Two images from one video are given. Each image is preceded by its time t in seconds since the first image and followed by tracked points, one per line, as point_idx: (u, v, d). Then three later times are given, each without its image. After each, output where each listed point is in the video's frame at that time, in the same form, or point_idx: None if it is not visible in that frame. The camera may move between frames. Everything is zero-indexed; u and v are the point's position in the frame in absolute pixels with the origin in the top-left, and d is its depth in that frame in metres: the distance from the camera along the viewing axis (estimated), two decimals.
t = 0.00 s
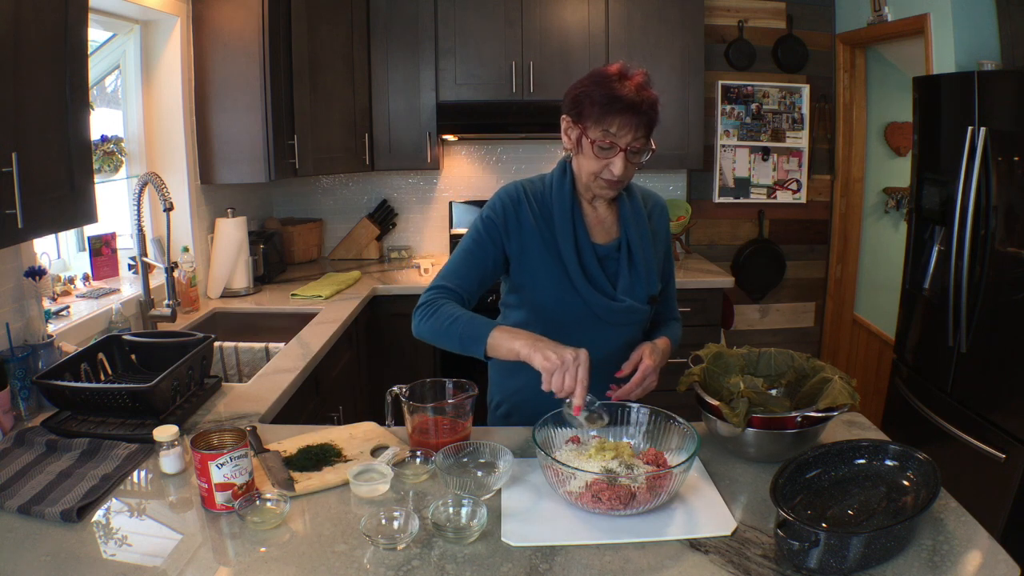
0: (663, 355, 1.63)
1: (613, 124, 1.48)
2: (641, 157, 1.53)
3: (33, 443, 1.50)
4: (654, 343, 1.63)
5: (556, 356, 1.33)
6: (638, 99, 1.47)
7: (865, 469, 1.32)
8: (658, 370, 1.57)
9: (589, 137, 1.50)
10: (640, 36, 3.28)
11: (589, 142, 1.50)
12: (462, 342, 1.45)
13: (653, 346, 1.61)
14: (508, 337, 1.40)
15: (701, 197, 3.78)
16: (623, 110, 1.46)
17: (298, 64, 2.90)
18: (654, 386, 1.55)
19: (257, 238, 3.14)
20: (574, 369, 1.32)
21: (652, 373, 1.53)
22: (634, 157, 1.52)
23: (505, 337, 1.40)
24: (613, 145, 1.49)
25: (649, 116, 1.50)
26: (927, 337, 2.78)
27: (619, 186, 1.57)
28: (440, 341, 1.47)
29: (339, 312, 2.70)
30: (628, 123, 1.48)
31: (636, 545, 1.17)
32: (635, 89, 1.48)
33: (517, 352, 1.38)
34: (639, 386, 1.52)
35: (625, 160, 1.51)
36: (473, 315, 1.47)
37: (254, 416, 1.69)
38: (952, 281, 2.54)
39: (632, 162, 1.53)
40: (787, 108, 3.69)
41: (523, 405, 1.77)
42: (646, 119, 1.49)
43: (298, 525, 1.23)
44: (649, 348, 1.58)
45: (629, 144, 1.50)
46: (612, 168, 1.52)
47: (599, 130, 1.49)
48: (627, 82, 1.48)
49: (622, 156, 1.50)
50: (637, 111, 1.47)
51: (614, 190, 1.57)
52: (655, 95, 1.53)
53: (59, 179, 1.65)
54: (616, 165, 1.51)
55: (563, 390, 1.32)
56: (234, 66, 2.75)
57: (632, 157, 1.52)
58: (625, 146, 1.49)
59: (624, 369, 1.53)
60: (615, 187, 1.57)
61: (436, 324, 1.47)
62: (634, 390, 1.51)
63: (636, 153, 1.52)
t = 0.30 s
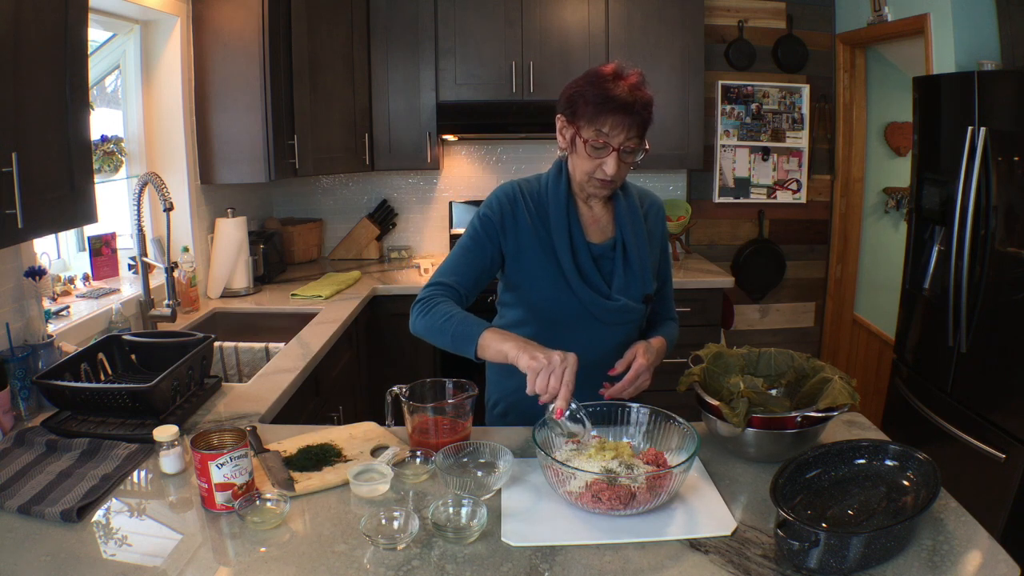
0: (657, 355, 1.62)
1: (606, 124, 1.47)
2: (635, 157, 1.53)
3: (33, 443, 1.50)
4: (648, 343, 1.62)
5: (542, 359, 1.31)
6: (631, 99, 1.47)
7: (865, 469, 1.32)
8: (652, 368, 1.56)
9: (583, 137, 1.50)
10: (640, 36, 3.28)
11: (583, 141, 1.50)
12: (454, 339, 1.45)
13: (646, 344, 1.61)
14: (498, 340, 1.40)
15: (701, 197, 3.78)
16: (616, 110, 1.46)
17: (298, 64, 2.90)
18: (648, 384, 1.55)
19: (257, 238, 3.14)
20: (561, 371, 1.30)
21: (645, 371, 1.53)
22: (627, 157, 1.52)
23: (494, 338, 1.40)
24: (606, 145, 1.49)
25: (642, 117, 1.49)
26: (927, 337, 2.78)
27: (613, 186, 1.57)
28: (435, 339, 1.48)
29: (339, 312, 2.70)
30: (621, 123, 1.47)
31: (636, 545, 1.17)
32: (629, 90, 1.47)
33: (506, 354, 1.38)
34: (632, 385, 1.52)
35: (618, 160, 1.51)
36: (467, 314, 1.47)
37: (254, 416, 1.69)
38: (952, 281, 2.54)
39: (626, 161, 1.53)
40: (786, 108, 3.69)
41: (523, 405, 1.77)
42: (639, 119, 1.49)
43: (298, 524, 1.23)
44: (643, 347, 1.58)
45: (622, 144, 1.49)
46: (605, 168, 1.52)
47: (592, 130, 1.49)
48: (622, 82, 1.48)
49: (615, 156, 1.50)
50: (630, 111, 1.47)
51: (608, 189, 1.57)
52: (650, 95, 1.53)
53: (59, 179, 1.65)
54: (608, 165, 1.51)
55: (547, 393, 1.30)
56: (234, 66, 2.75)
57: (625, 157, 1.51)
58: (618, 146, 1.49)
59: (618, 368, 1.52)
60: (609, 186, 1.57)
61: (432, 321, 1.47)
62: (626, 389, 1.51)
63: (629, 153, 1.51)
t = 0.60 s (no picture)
0: (662, 354, 1.62)
1: (610, 124, 1.47)
2: (639, 156, 1.54)
3: (33, 443, 1.50)
4: (654, 342, 1.62)
5: (579, 351, 1.33)
6: (636, 99, 1.47)
7: (865, 469, 1.32)
8: (658, 368, 1.56)
9: (587, 137, 1.51)
10: (640, 36, 3.28)
11: (587, 141, 1.50)
12: (477, 340, 1.45)
13: (651, 343, 1.60)
14: (529, 336, 1.41)
15: (701, 197, 3.78)
16: (621, 109, 1.46)
17: (299, 63, 2.90)
18: (654, 384, 1.56)
19: (257, 238, 3.14)
20: (602, 361, 1.32)
21: (651, 371, 1.54)
22: (631, 156, 1.52)
23: (525, 335, 1.41)
24: (610, 145, 1.49)
25: (646, 116, 1.50)
26: (927, 337, 2.78)
27: (616, 185, 1.57)
28: (453, 340, 1.47)
29: (339, 312, 2.70)
30: (626, 123, 1.48)
31: (636, 545, 1.17)
32: (633, 89, 1.48)
33: (540, 348, 1.39)
34: (639, 383, 1.53)
35: (622, 159, 1.51)
36: (489, 313, 1.47)
37: (254, 416, 1.69)
38: (952, 281, 2.54)
39: (629, 161, 1.53)
40: (786, 108, 3.69)
41: (522, 405, 1.77)
42: (643, 119, 1.49)
43: (298, 524, 1.23)
44: (650, 346, 1.58)
45: (626, 143, 1.50)
46: (609, 168, 1.52)
47: (596, 130, 1.49)
48: (626, 81, 1.48)
49: (619, 155, 1.50)
50: (634, 111, 1.47)
51: (612, 189, 1.58)
52: (653, 94, 1.53)
53: (59, 179, 1.65)
54: (613, 165, 1.52)
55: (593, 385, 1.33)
56: (234, 66, 2.75)
57: (629, 157, 1.52)
58: (622, 145, 1.49)
59: (624, 368, 1.52)
60: (613, 185, 1.57)
61: (449, 322, 1.46)
62: (634, 388, 1.52)
63: (633, 153, 1.52)
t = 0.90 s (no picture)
0: (666, 355, 1.61)
1: (606, 124, 1.47)
2: (634, 158, 1.53)
3: (33, 443, 1.50)
4: (658, 342, 1.62)
5: (599, 365, 1.32)
6: (633, 99, 1.47)
7: (864, 469, 1.32)
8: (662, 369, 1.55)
9: (583, 136, 1.51)
10: (640, 36, 3.28)
11: (583, 140, 1.50)
12: (497, 352, 1.43)
13: (656, 343, 1.61)
14: (548, 351, 1.38)
15: (701, 197, 3.78)
16: (617, 109, 1.46)
17: (299, 63, 2.90)
18: (659, 384, 1.54)
19: (257, 238, 3.14)
20: (624, 373, 1.31)
21: (656, 371, 1.52)
22: (627, 157, 1.52)
23: (545, 348, 1.39)
24: (605, 144, 1.49)
25: (643, 117, 1.49)
26: (927, 337, 2.78)
27: (613, 186, 1.57)
28: (474, 350, 1.46)
29: (339, 312, 2.70)
30: (622, 123, 1.47)
31: (637, 546, 1.17)
32: (631, 89, 1.47)
33: (560, 363, 1.36)
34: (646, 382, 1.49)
35: (617, 160, 1.51)
36: (509, 325, 1.45)
37: (254, 416, 1.69)
38: (952, 281, 2.54)
39: (626, 162, 1.53)
40: (787, 108, 3.69)
41: (523, 405, 1.77)
42: (640, 119, 1.49)
43: (298, 524, 1.23)
44: (654, 347, 1.58)
45: (622, 143, 1.49)
46: (605, 168, 1.52)
47: (592, 129, 1.49)
48: (624, 81, 1.48)
49: (614, 155, 1.50)
50: (630, 111, 1.47)
51: (609, 189, 1.57)
52: (653, 95, 1.52)
53: (59, 179, 1.65)
54: (607, 165, 1.51)
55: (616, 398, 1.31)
56: (234, 66, 2.75)
57: (625, 157, 1.51)
58: (618, 145, 1.49)
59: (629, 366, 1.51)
60: (610, 186, 1.57)
61: (470, 331, 1.45)
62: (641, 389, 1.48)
63: (629, 153, 1.51)
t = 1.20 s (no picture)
0: (666, 357, 1.63)
1: (587, 122, 1.48)
2: (619, 159, 1.52)
3: (33, 443, 1.50)
4: (658, 345, 1.63)
5: (566, 357, 1.32)
6: (617, 99, 1.46)
7: (865, 469, 1.32)
8: (662, 371, 1.56)
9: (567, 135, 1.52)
10: (640, 36, 3.28)
11: (566, 138, 1.52)
12: (471, 347, 1.44)
13: (657, 346, 1.61)
14: (518, 347, 1.40)
15: (701, 197, 3.78)
16: (599, 108, 1.46)
17: (299, 63, 2.90)
18: (658, 388, 1.55)
19: (257, 238, 3.14)
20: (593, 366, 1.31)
21: (655, 374, 1.53)
22: (609, 157, 1.51)
23: (514, 346, 1.40)
24: (586, 144, 1.50)
25: (628, 118, 1.48)
26: (927, 337, 2.78)
27: (599, 186, 1.56)
28: (450, 343, 1.46)
29: (339, 312, 2.70)
30: (603, 122, 1.47)
31: (636, 546, 1.17)
32: (617, 89, 1.47)
33: (526, 362, 1.37)
34: (643, 387, 1.51)
35: (599, 159, 1.51)
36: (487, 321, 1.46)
37: (254, 416, 1.69)
38: (952, 281, 2.54)
39: (611, 162, 1.52)
40: (787, 108, 3.69)
41: (524, 405, 1.77)
42: (625, 119, 1.47)
43: (298, 524, 1.23)
44: (654, 350, 1.59)
45: (604, 143, 1.49)
46: (587, 167, 1.52)
47: (575, 128, 1.50)
48: (613, 81, 1.48)
49: (595, 155, 1.50)
50: (613, 111, 1.46)
51: (596, 190, 1.57)
52: (647, 97, 1.50)
53: (59, 179, 1.65)
54: (589, 164, 1.51)
55: (583, 387, 1.29)
56: (234, 66, 2.75)
57: (608, 157, 1.51)
58: (599, 145, 1.49)
59: (630, 370, 1.52)
60: (596, 187, 1.56)
61: (449, 324, 1.45)
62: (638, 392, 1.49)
63: (613, 154, 1.50)
